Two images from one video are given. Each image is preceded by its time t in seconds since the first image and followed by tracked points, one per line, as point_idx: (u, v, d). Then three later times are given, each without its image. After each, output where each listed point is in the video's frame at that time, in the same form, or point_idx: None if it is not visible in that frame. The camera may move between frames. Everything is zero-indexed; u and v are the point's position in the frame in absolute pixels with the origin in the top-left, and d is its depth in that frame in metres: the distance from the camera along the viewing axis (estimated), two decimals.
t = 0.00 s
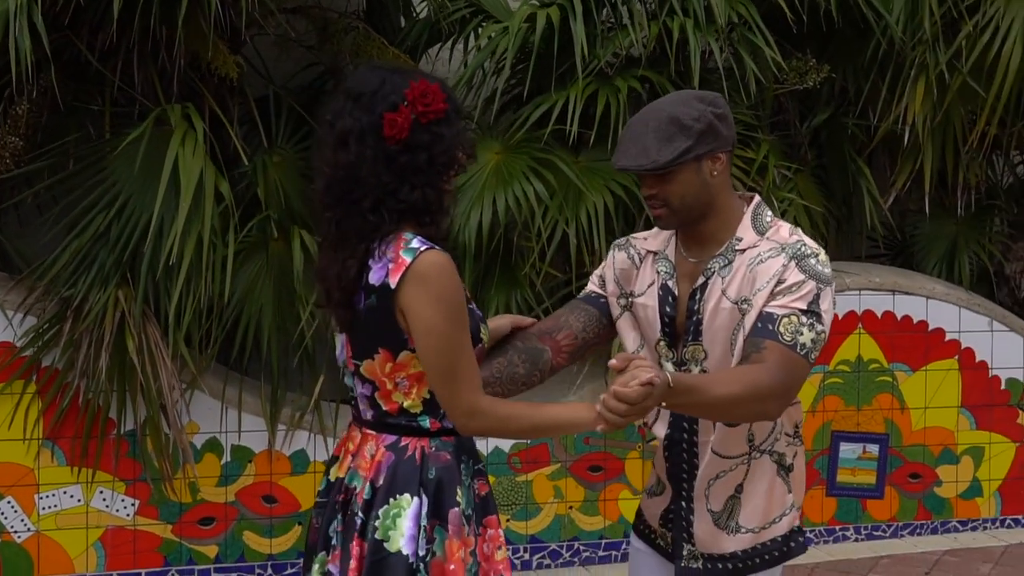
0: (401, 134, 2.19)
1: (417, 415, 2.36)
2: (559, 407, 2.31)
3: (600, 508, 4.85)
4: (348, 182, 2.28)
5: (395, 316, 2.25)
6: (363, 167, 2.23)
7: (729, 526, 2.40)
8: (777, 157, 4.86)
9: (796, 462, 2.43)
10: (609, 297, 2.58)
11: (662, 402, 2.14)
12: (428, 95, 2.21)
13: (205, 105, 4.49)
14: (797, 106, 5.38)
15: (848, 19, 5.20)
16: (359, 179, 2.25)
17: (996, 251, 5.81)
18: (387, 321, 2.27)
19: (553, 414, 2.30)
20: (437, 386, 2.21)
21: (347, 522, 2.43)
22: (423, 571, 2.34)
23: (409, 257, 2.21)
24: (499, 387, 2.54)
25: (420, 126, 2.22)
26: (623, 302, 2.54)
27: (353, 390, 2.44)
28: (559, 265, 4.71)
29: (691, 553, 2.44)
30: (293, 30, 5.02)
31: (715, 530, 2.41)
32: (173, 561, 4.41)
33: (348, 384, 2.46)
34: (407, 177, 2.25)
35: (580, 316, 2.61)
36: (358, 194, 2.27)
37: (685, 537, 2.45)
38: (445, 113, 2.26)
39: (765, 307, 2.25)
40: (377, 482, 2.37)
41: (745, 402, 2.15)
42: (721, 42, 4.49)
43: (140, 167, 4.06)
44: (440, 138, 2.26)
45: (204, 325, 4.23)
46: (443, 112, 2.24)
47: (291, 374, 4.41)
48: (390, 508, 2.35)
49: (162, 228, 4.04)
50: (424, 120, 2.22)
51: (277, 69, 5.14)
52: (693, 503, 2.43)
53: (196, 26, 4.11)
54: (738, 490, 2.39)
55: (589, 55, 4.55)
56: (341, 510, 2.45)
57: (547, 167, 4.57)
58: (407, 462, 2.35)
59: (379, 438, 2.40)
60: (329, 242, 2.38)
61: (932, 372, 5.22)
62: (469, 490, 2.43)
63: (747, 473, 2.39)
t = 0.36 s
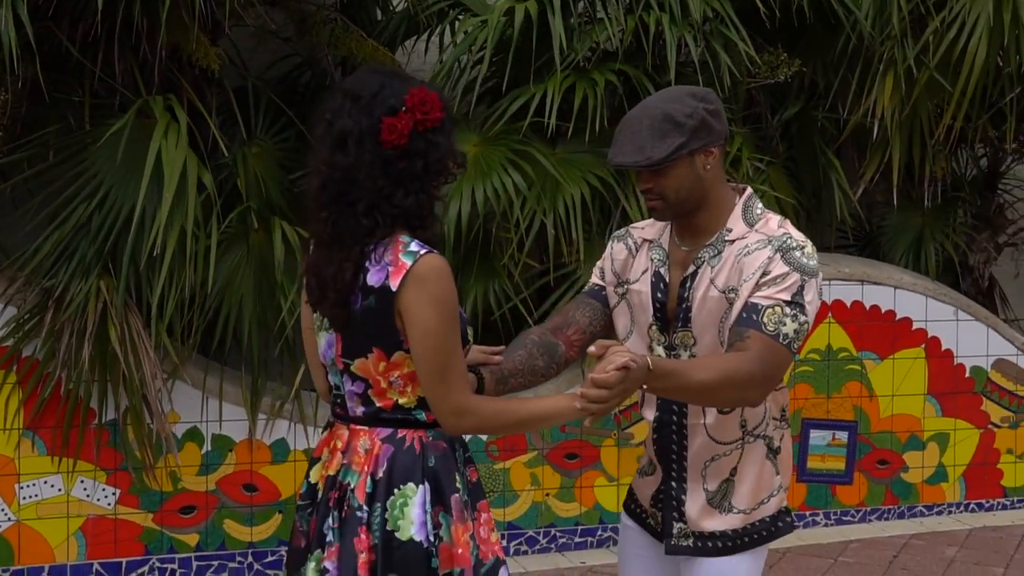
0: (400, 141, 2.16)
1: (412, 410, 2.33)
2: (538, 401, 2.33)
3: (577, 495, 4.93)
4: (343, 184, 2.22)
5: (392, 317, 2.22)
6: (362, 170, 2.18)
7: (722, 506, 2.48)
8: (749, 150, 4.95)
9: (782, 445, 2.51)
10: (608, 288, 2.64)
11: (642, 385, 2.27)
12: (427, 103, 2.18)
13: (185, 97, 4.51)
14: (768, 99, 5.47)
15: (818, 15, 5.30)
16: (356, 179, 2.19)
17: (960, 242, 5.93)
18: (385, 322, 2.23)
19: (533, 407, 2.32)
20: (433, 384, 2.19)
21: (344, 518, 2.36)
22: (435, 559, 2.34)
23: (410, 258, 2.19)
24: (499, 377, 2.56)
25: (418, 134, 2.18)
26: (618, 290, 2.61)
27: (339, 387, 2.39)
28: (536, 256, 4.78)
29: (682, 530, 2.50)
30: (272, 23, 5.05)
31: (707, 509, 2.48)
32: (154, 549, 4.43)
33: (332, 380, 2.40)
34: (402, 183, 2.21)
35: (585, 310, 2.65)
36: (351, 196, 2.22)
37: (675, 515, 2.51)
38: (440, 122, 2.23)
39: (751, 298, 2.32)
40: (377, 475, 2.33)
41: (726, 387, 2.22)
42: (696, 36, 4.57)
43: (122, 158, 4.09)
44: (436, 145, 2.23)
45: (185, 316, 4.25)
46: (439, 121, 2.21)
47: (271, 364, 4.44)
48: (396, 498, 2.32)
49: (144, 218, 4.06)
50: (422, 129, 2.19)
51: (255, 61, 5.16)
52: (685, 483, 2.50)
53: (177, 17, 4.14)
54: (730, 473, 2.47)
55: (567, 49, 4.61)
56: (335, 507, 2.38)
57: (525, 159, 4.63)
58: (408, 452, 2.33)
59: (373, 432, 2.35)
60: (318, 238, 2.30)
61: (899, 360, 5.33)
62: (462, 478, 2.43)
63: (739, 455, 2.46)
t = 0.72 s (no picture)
0: (391, 121, 2.18)
1: (404, 384, 2.32)
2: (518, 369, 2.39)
3: (554, 478, 5.01)
4: (334, 162, 2.23)
5: (384, 295, 2.23)
6: (355, 148, 2.20)
7: (707, 481, 2.55)
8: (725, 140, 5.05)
9: (769, 426, 2.58)
10: (611, 272, 2.73)
11: (624, 355, 2.35)
12: (416, 87, 2.20)
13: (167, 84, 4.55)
14: (741, 89, 5.58)
15: (790, 7, 5.41)
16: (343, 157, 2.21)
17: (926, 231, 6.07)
18: (377, 299, 2.24)
19: (516, 373, 2.39)
20: (428, 359, 2.21)
21: (335, 490, 2.34)
22: (435, 529, 2.35)
23: (400, 235, 2.21)
24: (532, 355, 2.69)
25: (408, 116, 2.20)
26: (619, 271, 2.69)
27: (327, 364, 2.37)
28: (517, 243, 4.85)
29: (668, 501, 2.58)
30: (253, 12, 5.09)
31: (694, 483, 2.55)
32: (138, 534, 4.47)
33: (319, 359, 2.39)
34: (394, 164, 2.24)
35: (594, 297, 2.73)
36: (342, 172, 2.23)
37: (663, 486, 2.59)
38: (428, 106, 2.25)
39: (739, 280, 2.39)
40: (371, 448, 2.31)
41: (709, 363, 2.31)
42: (674, 27, 4.66)
43: (108, 145, 4.13)
44: (423, 129, 2.25)
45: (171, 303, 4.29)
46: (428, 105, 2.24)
47: (254, 350, 4.49)
48: (392, 471, 2.32)
49: (131, 206, 4.10)
50: (411, 112, 2.21)
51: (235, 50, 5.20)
52: (674, 456, 2.59)
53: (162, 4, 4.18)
54: (715, 449, 2.54)
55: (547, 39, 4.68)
56: (325, 480, 2.35)
57: (506, 147, 4.69)
58: (403, 425, 2.33)
59: (365, 407, 2.34)
60: (308, 214, 2.30)
61: (869, 346, 5.45)
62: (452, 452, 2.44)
63: (723, 433, 2.53)
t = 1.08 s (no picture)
0: (368, 108, 2.24)
1: (369, 367, 2.38)
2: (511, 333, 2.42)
3: (537, 457, 5.09)
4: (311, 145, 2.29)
5: (356, 279, 2.29)
6: (332, 134, 2.26)
7: (698, 446, 2.62)
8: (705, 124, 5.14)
9: (762, 398, 2.64)
10: (617, 249, 2.83)
11: (611, 325, 2.41)
12: (392, 75, 2.26)
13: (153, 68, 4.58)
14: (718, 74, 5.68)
15: None
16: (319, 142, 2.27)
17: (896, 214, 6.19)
18: (343, 281, 2.30)
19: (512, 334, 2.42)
20: (425, 336, 2.26)
21: (307, 473, 2.38)
22: (406, 509, 2.40)
23: (366, 220, 2.26)
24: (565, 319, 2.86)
25: (384, 104, 2.26)
26: (624, 249, 2.79)
27: (295, 346, 2.44)
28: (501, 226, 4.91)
29: (663, 465, 2.67)
30: None
31: (684, 448, 2.63)
32: (127, 514, 4.49)
33: (288, 340, 2.46)
34: (367, 150, 2.29)
35: (606, 277, 2.87)
36: (319, 156, 2.29)
37: (658, 450, 2.69)
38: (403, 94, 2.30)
39: (729, 255, 2.47)
40: (339, 431, 2.36)
41: (693, 332, 2.39)
42: (655, 13, 4.73)
43: (98, 127, 4.16)
44: (400, 116, 2.30)
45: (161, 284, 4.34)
46: (402, 92, 2.29)
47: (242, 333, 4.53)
48: (359, 455, 2.36)
49: (122, 188, 4.14)
50: (388, 99, 2.26)
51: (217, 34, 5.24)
52: (667, 423, 2.68)
53: None
54: (705, 416, 2.61)
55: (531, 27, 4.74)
56: (297, 463, 2.40)
57: (490, 131, 4.75)
58: (369, 409, 2.37)
59: (332, 390, 2.39)
60: (281, 197, 2.37)
61: (843, 326, 5.57)
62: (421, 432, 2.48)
63: (715, 401, 2.60)
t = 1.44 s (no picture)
0: (334, 88, 2.25)
1: (325, 345, 2.37)
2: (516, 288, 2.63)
3: (525, 432, 5.17)
4: (276, 127, 2.31)
5: (336, 259, 2.30)
6: (298, 114, 2.26)
7: (700, 408, 2.70)
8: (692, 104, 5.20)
9: (762, 362, 2.72)
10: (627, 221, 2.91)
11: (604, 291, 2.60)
12: (361, 55, 2.27)
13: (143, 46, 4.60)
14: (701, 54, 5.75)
15: None
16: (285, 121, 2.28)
17: (873, 192, 6.30)
18: (305, 258, 2.31)
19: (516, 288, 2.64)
20: (425, 290, 2.36)
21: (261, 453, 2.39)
22: (351, 497, 2.38)
23: (333, 194, 2.28)
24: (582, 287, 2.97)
25: (351, 84, 2.27)
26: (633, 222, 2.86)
27: (259, 323, 2.45)
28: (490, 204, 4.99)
29: (670, 425, 2.76)
30: None
31: (688, 408, 2.72)
32: (122, 488, 4.53)
33: (254, 317, 2.46)
34: (332, 128, 2.30)
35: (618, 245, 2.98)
36: (283, 140, 2.31)
37: (666, 411, 2.77)
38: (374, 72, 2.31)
39: (724, 223, 2.55)
40: (290, 417, 2.36)
41: (680, 299, 2.49)
42: None
43: (92, 105, 4.19)
44: (368, 97, 2.31)
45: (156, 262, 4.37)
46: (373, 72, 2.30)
47: (234, 311, 4.55)
48: (306, 440, 2.35)
49: (116, 166, 4.17)
50: (356, 79, 2.28)
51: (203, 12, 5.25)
52: (672, 385, 2.77)
53: None
54: (705, 378, 2.70)
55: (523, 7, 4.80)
56: (252, 441, 2.41)
57: (480, 109, 4.81)
58: (319, 395, 2.36)
59: (287, 373, 2.39)
60: (249, 176, 2.39)
61: (823, 302, 5.67)
62: (379, 418, 2.44)
63: (715, 364, 2.69)
